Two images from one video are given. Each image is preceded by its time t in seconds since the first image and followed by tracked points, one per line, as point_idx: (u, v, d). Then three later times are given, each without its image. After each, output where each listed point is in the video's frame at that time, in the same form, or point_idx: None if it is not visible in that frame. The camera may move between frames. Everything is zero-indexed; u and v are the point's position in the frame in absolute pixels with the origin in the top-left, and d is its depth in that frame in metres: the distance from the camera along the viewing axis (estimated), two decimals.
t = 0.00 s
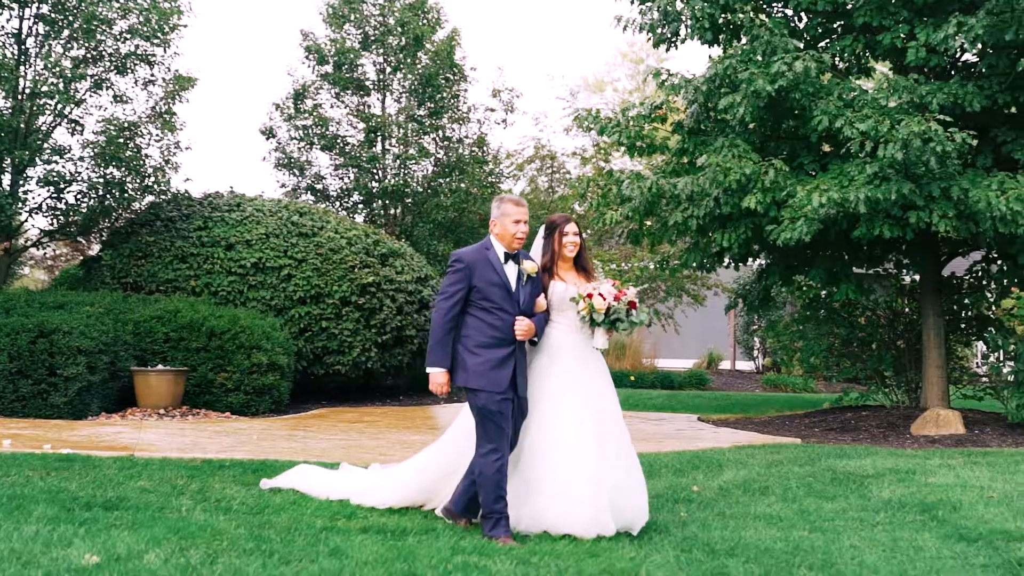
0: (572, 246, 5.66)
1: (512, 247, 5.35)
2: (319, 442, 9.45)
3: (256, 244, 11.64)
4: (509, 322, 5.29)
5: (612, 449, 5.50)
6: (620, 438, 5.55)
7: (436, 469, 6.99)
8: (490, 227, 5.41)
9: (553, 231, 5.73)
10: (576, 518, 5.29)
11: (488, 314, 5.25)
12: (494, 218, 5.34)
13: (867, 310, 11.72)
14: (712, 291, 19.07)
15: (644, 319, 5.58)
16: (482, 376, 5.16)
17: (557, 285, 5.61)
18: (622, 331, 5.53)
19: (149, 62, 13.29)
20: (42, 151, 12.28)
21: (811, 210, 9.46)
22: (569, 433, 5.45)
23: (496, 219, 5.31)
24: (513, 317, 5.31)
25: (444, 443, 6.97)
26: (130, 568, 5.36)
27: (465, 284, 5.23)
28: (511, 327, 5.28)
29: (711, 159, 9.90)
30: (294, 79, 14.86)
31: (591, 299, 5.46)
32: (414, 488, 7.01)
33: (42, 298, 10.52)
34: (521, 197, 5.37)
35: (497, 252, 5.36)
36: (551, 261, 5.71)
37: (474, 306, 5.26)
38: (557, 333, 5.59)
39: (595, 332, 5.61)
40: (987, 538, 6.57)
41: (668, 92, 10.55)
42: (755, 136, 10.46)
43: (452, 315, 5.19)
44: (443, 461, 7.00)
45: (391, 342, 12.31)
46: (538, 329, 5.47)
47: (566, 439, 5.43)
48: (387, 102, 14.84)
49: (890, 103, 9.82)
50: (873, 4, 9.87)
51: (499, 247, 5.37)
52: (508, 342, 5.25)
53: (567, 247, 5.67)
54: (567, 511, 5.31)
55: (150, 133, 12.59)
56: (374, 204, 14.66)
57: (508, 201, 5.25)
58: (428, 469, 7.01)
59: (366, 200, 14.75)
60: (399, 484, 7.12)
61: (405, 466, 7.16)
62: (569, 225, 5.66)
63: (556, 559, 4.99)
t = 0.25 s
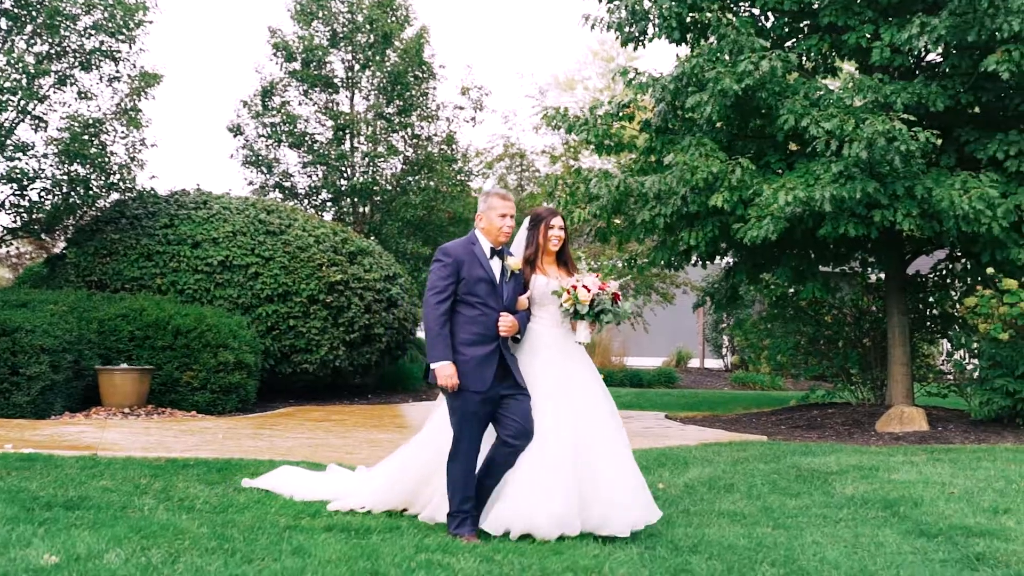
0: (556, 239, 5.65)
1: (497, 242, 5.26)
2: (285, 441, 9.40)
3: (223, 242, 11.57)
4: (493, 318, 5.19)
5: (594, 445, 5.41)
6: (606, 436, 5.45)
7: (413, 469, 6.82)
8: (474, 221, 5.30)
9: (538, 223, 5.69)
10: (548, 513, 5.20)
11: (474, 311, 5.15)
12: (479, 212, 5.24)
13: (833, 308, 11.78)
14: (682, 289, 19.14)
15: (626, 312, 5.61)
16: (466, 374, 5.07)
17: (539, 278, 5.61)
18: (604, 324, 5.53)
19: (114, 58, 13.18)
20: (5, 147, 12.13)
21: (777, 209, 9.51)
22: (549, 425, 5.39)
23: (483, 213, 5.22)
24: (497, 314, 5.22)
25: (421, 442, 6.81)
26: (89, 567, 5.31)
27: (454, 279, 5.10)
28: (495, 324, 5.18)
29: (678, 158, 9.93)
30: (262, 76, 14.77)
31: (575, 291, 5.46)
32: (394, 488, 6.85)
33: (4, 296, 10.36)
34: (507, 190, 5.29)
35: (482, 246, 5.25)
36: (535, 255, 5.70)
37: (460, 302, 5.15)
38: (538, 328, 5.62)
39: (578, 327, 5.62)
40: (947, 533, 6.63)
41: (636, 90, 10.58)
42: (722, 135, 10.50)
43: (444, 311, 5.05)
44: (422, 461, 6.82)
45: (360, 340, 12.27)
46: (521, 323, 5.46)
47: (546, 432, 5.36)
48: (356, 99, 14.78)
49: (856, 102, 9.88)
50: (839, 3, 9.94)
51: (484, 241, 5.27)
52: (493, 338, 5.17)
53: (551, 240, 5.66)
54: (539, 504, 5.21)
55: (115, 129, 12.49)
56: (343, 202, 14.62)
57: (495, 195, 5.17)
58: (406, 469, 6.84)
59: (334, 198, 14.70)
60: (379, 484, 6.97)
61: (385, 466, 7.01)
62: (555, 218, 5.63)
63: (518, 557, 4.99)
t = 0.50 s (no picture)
0: (545, 239, 5.52)
1: (489, 243, 5.25)
2: (251, 439, 9.35)
3: (189, 239, 11.48)
4: (483, 320, 5.18)
5: (587, 446, 5.28)
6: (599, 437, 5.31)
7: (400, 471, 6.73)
8: (467, 220, 5.29)
9: (526, 224, 5.56)
10: (540, 519, 5.09)
11: (464, 312, 5.15)
12: (473, 211, 5.22)
13: (800, 307, 11.84)
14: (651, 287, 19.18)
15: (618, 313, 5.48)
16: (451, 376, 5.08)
17: (527, 279, 5.48)
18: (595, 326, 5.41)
19: (78, 53, 13.06)
20: None
21: (743, 207, 9.55)
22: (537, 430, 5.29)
23: (476, 212, 5.19)
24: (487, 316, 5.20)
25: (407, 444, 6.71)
26: (47, 567, 5.25)
27: (446, 279, 5.10)
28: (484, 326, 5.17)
29: (646, 156, 9.96)
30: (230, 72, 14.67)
31: (565, 294, 5.34)
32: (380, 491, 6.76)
33: None
34: (502, 190, 5.23)
35: (476, 247, 5.23)
36: (522, 254, 5.57)
37: (451, 302, 5.15)
38: (527, 329, 5.48)
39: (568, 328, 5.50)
40: (908, 529, 6.68)
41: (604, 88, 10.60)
42: (690, 133, 10.54)
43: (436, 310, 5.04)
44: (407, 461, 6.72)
45: (328, 338, 12.24)
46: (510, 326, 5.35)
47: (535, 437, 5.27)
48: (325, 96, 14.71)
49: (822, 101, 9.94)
50: (806, 3, 9.99)
51: (479, 241, 5.26)
52: (482, 341, 5.16)
53: (540, 241, 5.52)
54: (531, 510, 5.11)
55: (80, 124, 12.37)
56: (311, 199, 14.56)
57: (489, 195, 5.14)
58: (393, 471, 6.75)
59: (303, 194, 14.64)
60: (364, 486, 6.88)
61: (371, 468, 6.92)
62: (544, 219, 5.51)
63: (482, 555, 5.01)
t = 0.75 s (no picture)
0: (549, 242, 5.53)
1: (490, 242, 5.21)
2: (218, 437, 9.30)
3: (156, 236, 11.40)
4: (482, 320, 5.12)
5: (586, 458, 5.27)
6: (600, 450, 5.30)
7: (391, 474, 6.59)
8: (468, 221, 5.27)
9: (530, 228, 5.57)
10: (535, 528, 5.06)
11: (463, 311, 5.10)
12: (473, 211, 5.20)
13: (769, 304, 11.90)
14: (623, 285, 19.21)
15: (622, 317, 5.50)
16: (449, 375, 5.01)
17: (532, 283, 5.47)
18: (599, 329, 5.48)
19: (43, 49, 12.92)
20: None
21: (711, 205, 9.58)
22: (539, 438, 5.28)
23: (476, 212, 5.17)
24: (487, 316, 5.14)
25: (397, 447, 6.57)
26: (6, 567, 5.19)
27: (443, 278, 5.06)
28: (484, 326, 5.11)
29: (615, 153, 9.97)
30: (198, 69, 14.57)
31: (569, 297, 5.34)
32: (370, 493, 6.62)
33: None
34: (501, 190, 5.21)
35: (475, 247, 5.20)
36: (526, 258, 5.57)
37: (450, 302, 5.11)
38: (533, 333, 5.45)
39: (573, 331, 5.50)
40: (872, 525, 6.73)
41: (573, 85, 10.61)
42: (659, 131, 10.56)
43: (431, 308, 5.01)
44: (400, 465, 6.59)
45: (297, 336, 12.21)
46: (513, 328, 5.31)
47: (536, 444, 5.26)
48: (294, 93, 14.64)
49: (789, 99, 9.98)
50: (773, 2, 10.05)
51: (478, 242, 5.23)
52: (481, 340, 5.10)
53: (544, 244, 5.53)
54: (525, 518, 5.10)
55: (44, 121, 12.25)
56: (281, 196, 14.50)
57: (489, 194, 5.11)
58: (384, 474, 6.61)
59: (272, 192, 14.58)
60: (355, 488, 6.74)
61: (362, 469, 6.79)
62: (547, 222, 5.53)
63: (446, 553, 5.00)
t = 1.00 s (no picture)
0: (552, 237, 5.43)
1: (483, 238, 5.09)
2: (187, 435, 9.24)
3: (126, 233, 11.31)
4: (476, 315, 4.98)
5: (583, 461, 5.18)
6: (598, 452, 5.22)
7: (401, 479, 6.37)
8: (462, 216, 5.14)
9: (533, 222, 5.48)
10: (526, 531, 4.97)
11: (455, 307, 4.96)
12: (467, 205, 5.07)
13: (740, 302, 11.95)
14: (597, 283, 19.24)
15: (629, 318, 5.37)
16: (442, 372, 4.87)
17: (532, 280, 5.35)
18: (604, 329, 5.30)
19: (10, 44, 12.80)
20: None
21: (682, 203, 9.60)
22: (543, 435, 5.13)
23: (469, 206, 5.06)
24: (481, 311, 5.00)
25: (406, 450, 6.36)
26: None
27: (433, 273, 4.92)
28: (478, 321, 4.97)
29: (586, 151, 9.98)
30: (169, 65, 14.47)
31: (576, 296, 5.19)
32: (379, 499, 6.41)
33: None
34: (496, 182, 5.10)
35: (467, 242, 5.08)
36: (530, 254, 5.46)
37: (441, 297, 4.97)
38: (532, 331, 5.32)
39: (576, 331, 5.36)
40: (838, 522, 6.76)
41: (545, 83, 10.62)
42: (630, 129, 10.58)
43: (420, 304, 4.87)
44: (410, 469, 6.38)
45: (268, 334, 12.17)
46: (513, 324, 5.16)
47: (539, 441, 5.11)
48: (266, 89, 14.57)
49: (760, 98, 10.02)
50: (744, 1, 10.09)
51: (471, 237, 5.11)
52: (474, 337, 4.97)
53: (546, 238, 5.43)
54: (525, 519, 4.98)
55: (11, 117, 12.13)
56: (253, 194, 14.42)
57: (482, 186, 5.00)
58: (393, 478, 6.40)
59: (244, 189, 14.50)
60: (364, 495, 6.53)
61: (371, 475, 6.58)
62: (551, 216, 5.43)
63: (412, 551, 4.97)
